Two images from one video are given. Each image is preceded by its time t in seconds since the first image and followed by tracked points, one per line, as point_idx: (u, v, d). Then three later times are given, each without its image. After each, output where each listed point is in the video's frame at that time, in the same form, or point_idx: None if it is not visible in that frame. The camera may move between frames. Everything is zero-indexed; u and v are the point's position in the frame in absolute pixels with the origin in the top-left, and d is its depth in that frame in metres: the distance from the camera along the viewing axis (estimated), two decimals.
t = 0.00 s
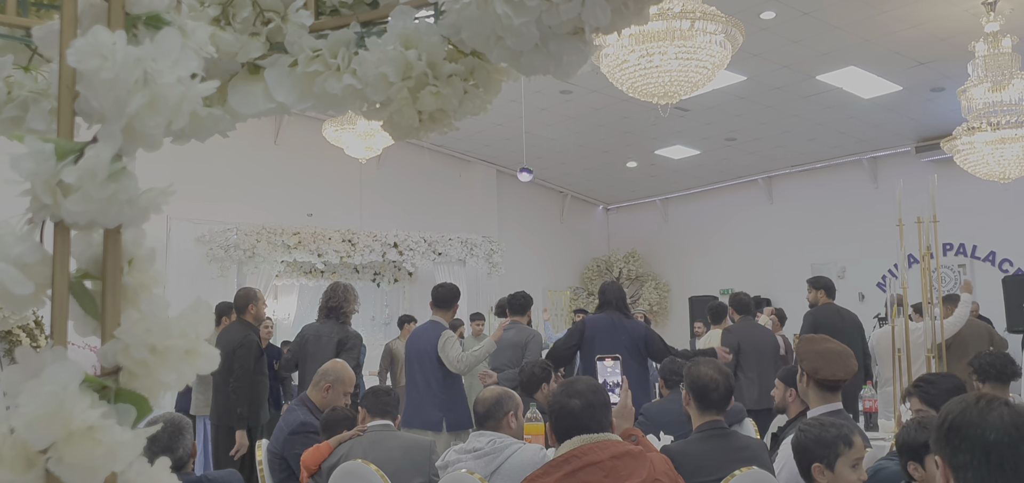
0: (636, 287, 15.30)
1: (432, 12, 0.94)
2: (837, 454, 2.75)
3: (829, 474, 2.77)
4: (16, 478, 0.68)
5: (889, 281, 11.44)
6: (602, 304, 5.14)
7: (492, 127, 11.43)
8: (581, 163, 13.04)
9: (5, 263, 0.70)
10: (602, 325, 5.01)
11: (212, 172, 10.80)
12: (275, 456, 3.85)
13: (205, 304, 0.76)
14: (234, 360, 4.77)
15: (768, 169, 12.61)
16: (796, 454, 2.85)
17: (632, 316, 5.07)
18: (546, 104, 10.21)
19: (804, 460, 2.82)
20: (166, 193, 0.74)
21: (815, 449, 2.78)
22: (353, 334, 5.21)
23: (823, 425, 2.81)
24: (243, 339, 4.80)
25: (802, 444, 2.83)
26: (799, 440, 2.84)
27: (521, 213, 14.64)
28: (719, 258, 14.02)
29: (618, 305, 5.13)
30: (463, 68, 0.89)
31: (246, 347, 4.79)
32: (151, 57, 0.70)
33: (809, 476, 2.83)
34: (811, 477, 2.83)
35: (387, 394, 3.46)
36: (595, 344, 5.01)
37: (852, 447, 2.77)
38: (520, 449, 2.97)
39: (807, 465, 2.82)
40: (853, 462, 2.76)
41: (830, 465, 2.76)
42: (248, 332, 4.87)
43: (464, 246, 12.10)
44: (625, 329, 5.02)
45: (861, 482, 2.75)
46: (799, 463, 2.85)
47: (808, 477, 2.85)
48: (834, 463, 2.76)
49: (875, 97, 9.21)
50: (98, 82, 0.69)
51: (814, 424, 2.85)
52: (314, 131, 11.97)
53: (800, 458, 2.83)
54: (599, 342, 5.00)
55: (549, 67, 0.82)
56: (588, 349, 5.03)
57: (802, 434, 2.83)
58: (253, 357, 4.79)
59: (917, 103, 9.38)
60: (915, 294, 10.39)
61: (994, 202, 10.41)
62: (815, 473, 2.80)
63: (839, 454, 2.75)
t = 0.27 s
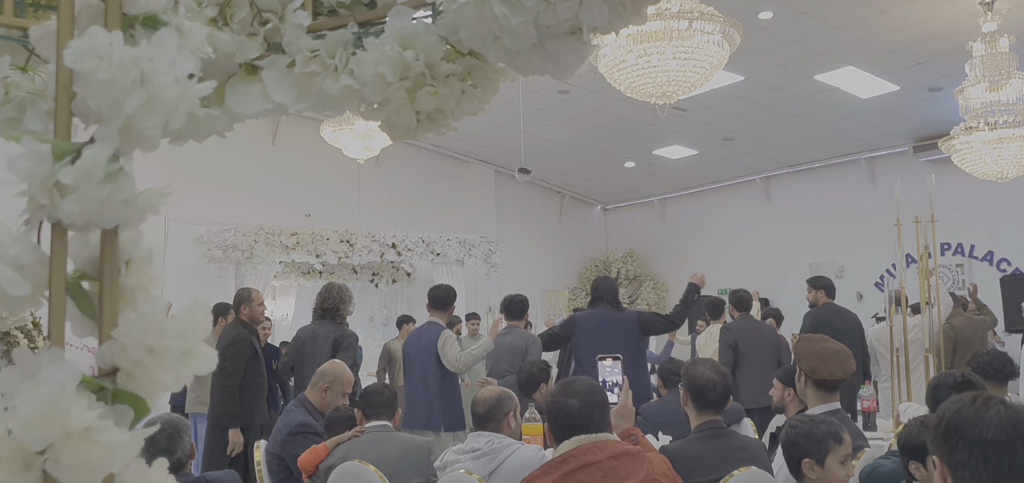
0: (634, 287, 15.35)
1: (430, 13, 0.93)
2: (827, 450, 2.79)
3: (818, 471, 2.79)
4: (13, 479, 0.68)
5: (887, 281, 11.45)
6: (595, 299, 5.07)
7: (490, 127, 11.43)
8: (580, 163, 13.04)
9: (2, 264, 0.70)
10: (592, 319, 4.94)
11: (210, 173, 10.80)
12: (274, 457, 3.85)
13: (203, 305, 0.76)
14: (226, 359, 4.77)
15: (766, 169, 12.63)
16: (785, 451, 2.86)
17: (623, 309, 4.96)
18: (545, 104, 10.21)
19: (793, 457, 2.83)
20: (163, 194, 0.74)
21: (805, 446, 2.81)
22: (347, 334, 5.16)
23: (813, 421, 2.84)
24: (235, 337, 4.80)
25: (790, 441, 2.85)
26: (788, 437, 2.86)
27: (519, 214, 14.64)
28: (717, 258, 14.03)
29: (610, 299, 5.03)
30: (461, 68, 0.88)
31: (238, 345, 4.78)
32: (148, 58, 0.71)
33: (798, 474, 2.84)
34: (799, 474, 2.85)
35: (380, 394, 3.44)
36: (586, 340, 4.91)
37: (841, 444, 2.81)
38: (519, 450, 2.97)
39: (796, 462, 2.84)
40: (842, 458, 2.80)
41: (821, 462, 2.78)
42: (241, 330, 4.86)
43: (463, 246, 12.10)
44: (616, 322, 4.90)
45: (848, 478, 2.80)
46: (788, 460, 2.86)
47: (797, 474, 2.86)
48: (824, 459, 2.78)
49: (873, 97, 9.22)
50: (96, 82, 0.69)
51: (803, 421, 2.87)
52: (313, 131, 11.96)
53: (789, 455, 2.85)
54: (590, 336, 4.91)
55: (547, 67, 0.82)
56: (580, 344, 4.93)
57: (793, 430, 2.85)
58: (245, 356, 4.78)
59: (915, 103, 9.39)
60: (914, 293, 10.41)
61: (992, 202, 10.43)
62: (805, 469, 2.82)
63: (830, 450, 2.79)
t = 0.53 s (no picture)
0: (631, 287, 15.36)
1: (428, 14, 0.93)
2: (818, 452, 2.80)
3: (808, 472, 2.81)
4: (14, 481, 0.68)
5: (884, 281, 11.47)
6: (587, 305, 5.02)
7: (488, 127, 11.43)
8: (577, 164, 13.05)
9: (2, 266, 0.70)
10: (587, 330, 4.90)
11: (207, 173, 10.78)
12: (272, 458, 3.84)
13: (202, 307, 0.76)
14: (226, 360, 4.76)
15: (763, 169, 12.64)
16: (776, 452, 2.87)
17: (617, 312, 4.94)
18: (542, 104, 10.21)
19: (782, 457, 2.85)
20: (163, 196, 0.74)
21: (794, 448, 2.82)
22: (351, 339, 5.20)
23: (804, 423, 2.85)
24: (235, 338, 4.79)
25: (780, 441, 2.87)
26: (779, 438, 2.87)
27: (517, 214, 14.63)
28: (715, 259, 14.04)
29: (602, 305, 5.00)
30: (460, 70, 0.89)
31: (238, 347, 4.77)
32: (148, 60, 0.70)
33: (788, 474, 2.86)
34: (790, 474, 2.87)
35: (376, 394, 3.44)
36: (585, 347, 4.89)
37: (831, 445, 2.82)
38: (517, 451, 2.97)
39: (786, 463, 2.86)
40: (833, 459, 2.81)
41: (811, 463, 2.79)
42: (242, 332, 4.85)
43: (460, 247, 12.07)
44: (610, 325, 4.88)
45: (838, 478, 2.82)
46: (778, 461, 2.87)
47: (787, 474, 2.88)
48: (814, 460, 2.80)
49: (870, 97, 9.24)
50: (96, 85, 0.69)
51: (794, 423, 2.87)
52: (310, 131, 11.95)
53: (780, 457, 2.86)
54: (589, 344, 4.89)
55: (545, 68, 0.82)
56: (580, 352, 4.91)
57: (784, 432, 2.86)
58: (245, 357, 4.77)
59: (912, 103, 9.40)
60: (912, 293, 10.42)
61: (989, 202, 10.45)
62: (795, 470, 2.83)
63: (820, 451, 2.80)
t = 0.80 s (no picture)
0: (629, 287, 15.37)
1: (425, 15, 0.93)
2: (801, 452, 2.83)
3: (793, 471, 2.85)
4: None
5: (882, 281, 11.49)
6: (582, 311, 5.08)
7: (485, 128, 11.42)
8: (574, 164, 13.05)
9: None
10: (581, 332, 4.94)
11: (204, 174, 10.76)
12: (269, 459, 3.84)
13: (199, 308, 0.76)
14: (236, 364, 4.78)
15: (761, 169, 12.65)
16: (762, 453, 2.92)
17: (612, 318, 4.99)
18: (539, 105, 10.21)
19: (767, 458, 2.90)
20: (159, 198, 0.74)
21: (777, 447, 2.87)
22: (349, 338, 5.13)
23: (786, 423, 2.89)
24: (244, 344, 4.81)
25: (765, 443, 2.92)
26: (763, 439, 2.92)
27: (514, 215, 14.63)
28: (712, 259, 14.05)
29: (597, 310, 5.05)
30: (456, 71, 0.89)
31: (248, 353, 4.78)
32: (144, 62, 0.70)
33: (774, 474, 2.90)
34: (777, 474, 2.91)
35: (383, 394, 3.46)
36: (578, 352, 4.93)
37: (815, 444, 2.85)
38: (515, 452, 2.97)
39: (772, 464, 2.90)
40: (817, 458, 2.84)
41: (795, 462, 2.83)
42: (249, 336, 4.85)
43: (457, 247, 12.00)
44: (605, 330, 4.93)
45: (824, 478, 2.84)
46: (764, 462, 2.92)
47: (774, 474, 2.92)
48: (798, 460, 2.84)
49: (867, 97, 9.25)
50: (91, 86, 0.69)
51: (778, 424, 2.91)
52: (307, 132, 11.94)
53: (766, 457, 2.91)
54: (582, 348, 4.92)
55: (543, 69, 0.83)
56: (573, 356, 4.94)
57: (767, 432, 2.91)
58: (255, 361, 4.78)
59: (909, 103, 9.42)
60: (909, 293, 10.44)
61: (986, 202, 10.47)
62: (780, 470, 2.88)
63: (803, 451, 2.83)
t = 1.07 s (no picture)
0: (627, 287, 15.40)
1: (420, 14, 0.93)
2: (797, 451, 2.84)
3: (789, 471, 2.85)
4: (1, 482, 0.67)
5: (879, 280, 11.51)
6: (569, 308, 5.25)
7: (483, 128, 11.42)
8: (572, 165, 13.06)
9: None
10: (574, 326, 5.12)
11: (202, 174, 10.77)
12: (266, 460, 3.84)
13: (193, 308, 0.76)
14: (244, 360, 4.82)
15: (758, 169, 12.67)
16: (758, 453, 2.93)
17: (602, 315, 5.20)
18: (536, 105, 10.22)
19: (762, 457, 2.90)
20: (153, 196, 0.74)
21: (773, 446, 2.87)
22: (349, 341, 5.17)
23: (782, 422, 2.90)
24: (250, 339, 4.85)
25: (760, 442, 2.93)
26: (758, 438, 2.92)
27: (511, 216, 14.64)
28: (710, 258, 14.07)
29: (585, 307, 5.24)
30: (452, 70, 0.89)
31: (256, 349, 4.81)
32: (137, 60, 0.70)
33: (770, 474, 2.90)
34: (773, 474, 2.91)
35: (386, 396, 3.51)
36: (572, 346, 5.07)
37: (810, 443, 2.86)
38: (512, 452, 2.97)
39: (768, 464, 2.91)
40: (812, 457, 2.84)
41: (791, 462, 2.84)
42: (256, 334, 4.90)
43: (454, 248, 12.07)
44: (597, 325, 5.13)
45: (820, 476, 2.84)
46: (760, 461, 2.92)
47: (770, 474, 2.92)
48: (794, 459, 2.84)
49: (864, 97, 9.27)
50: (84, 85, 0.68)
51: (773, 423, 2.92)
52: (304, 133, 11.95)
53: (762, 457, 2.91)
54: (575, 342, 5.07)
55: (538, 67, 0.82)
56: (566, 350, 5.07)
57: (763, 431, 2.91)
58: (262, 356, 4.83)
59: (906, 103, 9.44)
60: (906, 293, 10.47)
61: (983, 201, 10.48)
62: (776, 470, 2.88)
63: (799, 450, 2.84)
